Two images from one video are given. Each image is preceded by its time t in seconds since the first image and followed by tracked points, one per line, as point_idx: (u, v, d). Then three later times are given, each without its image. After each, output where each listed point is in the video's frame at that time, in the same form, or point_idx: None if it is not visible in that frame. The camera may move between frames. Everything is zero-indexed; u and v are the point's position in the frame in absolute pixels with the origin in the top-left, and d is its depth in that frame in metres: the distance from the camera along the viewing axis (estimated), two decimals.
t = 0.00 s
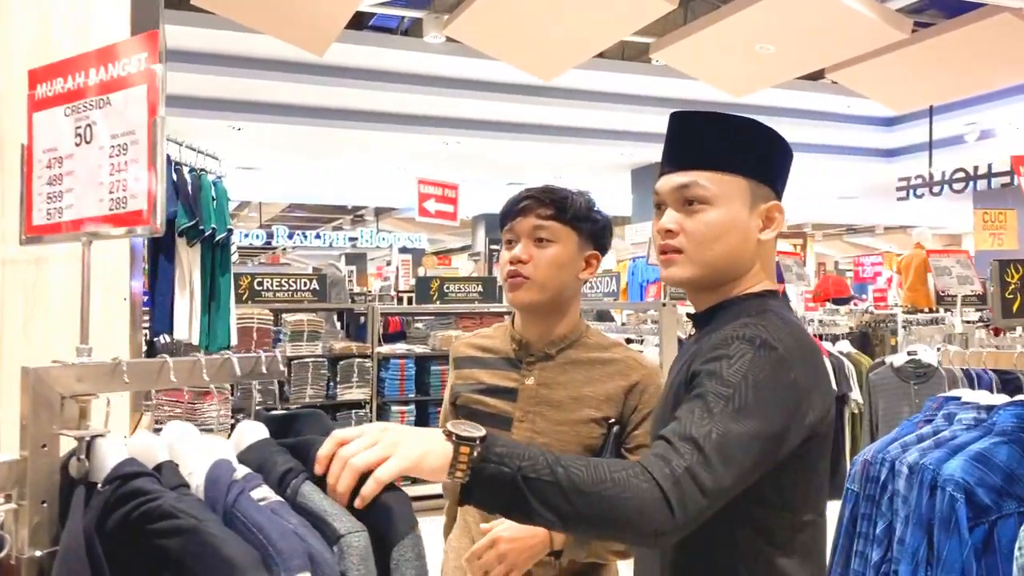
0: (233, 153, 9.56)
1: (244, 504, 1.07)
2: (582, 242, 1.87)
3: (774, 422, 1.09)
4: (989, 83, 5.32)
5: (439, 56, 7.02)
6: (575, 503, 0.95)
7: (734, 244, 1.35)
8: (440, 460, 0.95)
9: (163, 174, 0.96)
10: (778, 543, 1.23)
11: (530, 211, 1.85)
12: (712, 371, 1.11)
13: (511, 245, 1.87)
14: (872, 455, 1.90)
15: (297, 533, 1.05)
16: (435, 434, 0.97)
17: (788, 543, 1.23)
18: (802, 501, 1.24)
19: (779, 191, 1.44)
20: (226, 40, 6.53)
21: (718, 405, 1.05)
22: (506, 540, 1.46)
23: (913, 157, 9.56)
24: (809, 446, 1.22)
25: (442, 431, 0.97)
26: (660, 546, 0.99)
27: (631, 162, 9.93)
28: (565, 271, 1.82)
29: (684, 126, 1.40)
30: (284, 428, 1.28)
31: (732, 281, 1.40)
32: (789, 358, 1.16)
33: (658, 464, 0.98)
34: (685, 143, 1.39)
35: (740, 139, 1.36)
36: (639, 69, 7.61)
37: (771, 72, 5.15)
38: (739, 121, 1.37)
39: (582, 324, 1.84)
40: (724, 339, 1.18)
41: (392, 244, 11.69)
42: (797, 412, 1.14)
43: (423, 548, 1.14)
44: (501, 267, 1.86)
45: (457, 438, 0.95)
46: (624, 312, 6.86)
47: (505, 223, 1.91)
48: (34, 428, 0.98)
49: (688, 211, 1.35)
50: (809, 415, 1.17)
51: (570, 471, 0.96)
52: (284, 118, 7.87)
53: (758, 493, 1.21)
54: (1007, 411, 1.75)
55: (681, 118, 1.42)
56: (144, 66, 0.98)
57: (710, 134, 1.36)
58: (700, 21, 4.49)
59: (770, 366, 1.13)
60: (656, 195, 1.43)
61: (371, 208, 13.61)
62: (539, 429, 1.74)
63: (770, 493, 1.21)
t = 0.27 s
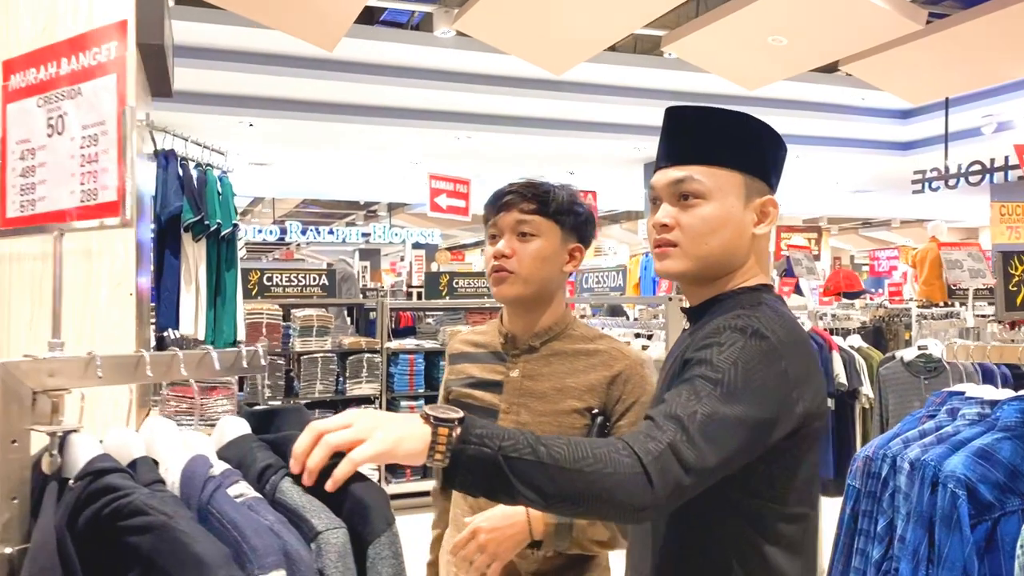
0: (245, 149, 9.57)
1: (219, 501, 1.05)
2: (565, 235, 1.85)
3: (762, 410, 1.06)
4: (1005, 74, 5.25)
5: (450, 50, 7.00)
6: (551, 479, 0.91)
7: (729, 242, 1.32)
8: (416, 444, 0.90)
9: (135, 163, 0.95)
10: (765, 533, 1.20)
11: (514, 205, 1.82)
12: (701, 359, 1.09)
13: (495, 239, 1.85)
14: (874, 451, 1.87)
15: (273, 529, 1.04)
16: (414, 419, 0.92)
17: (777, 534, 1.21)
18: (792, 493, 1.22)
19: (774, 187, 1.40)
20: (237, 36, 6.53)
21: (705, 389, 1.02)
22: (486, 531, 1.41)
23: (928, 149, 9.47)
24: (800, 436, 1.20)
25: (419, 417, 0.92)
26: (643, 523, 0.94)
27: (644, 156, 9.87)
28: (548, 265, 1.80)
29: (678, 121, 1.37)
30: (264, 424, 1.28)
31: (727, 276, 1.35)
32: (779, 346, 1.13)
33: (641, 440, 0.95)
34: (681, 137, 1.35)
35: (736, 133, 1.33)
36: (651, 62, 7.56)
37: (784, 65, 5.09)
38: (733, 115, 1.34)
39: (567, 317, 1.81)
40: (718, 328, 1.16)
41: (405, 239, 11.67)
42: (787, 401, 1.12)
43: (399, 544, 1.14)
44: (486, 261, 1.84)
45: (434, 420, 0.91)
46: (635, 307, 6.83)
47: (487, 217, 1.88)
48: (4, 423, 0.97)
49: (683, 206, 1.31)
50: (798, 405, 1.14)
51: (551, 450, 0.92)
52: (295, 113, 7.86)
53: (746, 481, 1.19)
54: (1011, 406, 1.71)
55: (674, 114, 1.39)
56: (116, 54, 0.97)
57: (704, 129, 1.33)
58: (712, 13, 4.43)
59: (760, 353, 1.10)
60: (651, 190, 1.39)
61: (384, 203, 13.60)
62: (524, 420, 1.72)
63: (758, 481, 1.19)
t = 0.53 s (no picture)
0: (262, 145, 9.61)
1: (204, 498, 1.04)
2: (548, 231, 1.85)
3: (754, 398, 1.04)
4: None
5: (464, 44, 6.99)
6: (536, 445, 0.90)
7: (731, 236, 1.28)
8: (402, 401, 0.90)
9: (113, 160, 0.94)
10: (758, 524, 1.18)
11: (497, 204, 1.82)
12: (696, 346, 1.07)
13: (478, 238, 1.85)
14: (879, 447, 1.84)
15: (258, 527, 1.04)
16: (401, 376, 0.92)
17: (770, 526, 1.19)
18: (786, 487, 1.20)
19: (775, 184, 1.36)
20: (252, 32, 6.55)
21: (696, 370, 1.01)
22: (463, 517, 1.38)
23: (948, 142, 9.36)
24: (794, 427, 1.18)
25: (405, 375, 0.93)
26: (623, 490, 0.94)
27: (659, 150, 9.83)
28: (532, 262, 1.80)
29: (676, 117, 1.34)
30: (254, 420, 1.27)
31: (726, 272, 1.32)
32: (775, 335, 1.12)
33: (629, 410, 0.94)
34: (681, 134, 1.32)
35: (736, 129, 1.29)
36: (666, 55, 7.52)
37: (800, 57, 5.02)
38: (732, 110, 1.31)
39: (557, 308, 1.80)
40: (719, 316, 1.15)
41: (421, 235, 11.69)
42: (782, 390, 1.10)
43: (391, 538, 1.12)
44: (470, 260, 1.84)
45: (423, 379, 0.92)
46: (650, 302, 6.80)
47: (473, 217, 1.89)
48: None
49: (681, 202, 1.28)
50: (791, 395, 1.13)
51: (539, 413, 0.91)
52: (310, 109, 7.88)
53: (739, 470, 1.17)
54: (1018, 401, 1.68)
55: (673, 109, 1.36)
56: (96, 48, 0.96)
57: (702, 124, 1.30)
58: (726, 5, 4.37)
59: (756, 341, 1.08)
60: (650, 186, 1.36)
61: (401, 199, 13.62)
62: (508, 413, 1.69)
63: (750, 471, 1.17)
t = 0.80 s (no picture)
0: (284, 141, 9.67)
1: (203, 492, 1.04)
2: (537, 229, 1.83)
3: (751, 375, 1.07)
4: None
5: (484, 38, 6.98)
6: (508, 380, 0.98)
7: (735, 231, 1.25)
8: (382, 336, 0.96)
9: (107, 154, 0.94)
10: (759, 513, 1.18)
11: (486, 202, 1.80)
12: (701, 322, 1.12)
13: (469, 236, 1.82)
14: (893, 443, 1.82)
15: (256, 520, 1.04)
16: (381, 311, 0.97)
17: (772, 519, 1.17)
18: (794, 483, 1.19)
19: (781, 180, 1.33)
20: (273, 28, 6.58)
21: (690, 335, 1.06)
22: (456, 505, 1.42)
23: (975, 133, 9.21)
24: (803, 420, 1.17)
25: (387, 310, 0.98)
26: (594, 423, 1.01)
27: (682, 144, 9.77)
28: (524, 261, 1.77)
29: (681, 112, 1.31)
30: (258, 413, 1.27)
31: (734, 268, 1.28)
32: (784, 322, 1.13)
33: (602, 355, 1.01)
34: (685, 129, 1.29)
35: (741, 123, 1.27)
36: (688, 48, 7.46)
37: (824, 48, 4.96)
38: (737, 104, 1.28)
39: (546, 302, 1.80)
40: (731, 299, 1.18)
41: (442, 230, 11.69)
42: (781, 372, 1.11)
43: (389, 532, 1.13)
44: (460, 258, 1.81)
45: (404, 321, 0.97)
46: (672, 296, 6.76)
47: (462, 217, 1.86)
48: None
49: (688, 197, 1.25)
50: (797, 383, 1.13)
51: (515, 350, 0.99)
52: (331, 105, 7.91)
53: (744, 455, 1.17)
54: None
55: (677, 106, 1.33)
56: (88, 41, 0.96)
57: (706, 118, 1.27)
58: None
59: (761, 321, 1.10)
60: (657, 183, 1.33)
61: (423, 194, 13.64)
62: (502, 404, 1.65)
63: (754, 460, 1.17)
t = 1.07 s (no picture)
0: (310, 138, 9.73)
1: (212, 488, 1.05)
2: (534, 230, 1.77)
3: (761, 352, 1.08)
4: None
5: (509, 33, 6.98)
6: (512, 338, 0.98)
7: (751, 229, 1.23)
8: (392, 308, 0.95)
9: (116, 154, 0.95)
10: (768, 500, 1.16)
11: (483, 205, 1.73)
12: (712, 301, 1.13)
13: (467, 239, 1.77)
14: (915, 440, 1.79)
15: (266, 516, 1.04)
16: (387, 281, 0.97)
17: (782, 507, 1.16)
18: (806, 473, 1.17)
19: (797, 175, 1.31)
20: (299, 25, 6.63)
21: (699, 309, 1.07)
22: (467, 503, 1.46)
23: (1008, 124, 9.05)
24: (816, 408, 1.16)
25: (393, 279, 0.98)
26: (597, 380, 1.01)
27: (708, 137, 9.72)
28: (522, 263, 1.74)
29: (694, 109, 1.28)
30: (270, 411, 1.29)
31: (752, 264, 1.26)
32: (796, 305, 1.14)
33: (608, 315, 1.02)
34: (699, 126, 1.26)
35: (758, 118, 1.24)
36: (714, 41, 7.41)
37: (853, 39, 4.89)
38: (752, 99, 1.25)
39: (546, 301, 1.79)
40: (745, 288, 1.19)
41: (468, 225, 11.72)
42: (792, 353, 1.11)
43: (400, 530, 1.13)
44: (459, 261, 1.77)
45: (413, 292, 0.96)
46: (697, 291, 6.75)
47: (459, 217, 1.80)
48: None
49: (704, 194, 1.23)
50: (810, 366, 1.13)
51: (523, 312, 0.99)
52: (357, 102, 7.95)
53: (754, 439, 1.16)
54: None
55: (692, 103, 1.31)
56: (94, 41, 0.97)
57: (721, 115, 1.24)
58: None
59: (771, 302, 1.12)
60: (673, 180, 1.31)
61: (449, 190, 13.68)
62: (505, 402, 1.65)
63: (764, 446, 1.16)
